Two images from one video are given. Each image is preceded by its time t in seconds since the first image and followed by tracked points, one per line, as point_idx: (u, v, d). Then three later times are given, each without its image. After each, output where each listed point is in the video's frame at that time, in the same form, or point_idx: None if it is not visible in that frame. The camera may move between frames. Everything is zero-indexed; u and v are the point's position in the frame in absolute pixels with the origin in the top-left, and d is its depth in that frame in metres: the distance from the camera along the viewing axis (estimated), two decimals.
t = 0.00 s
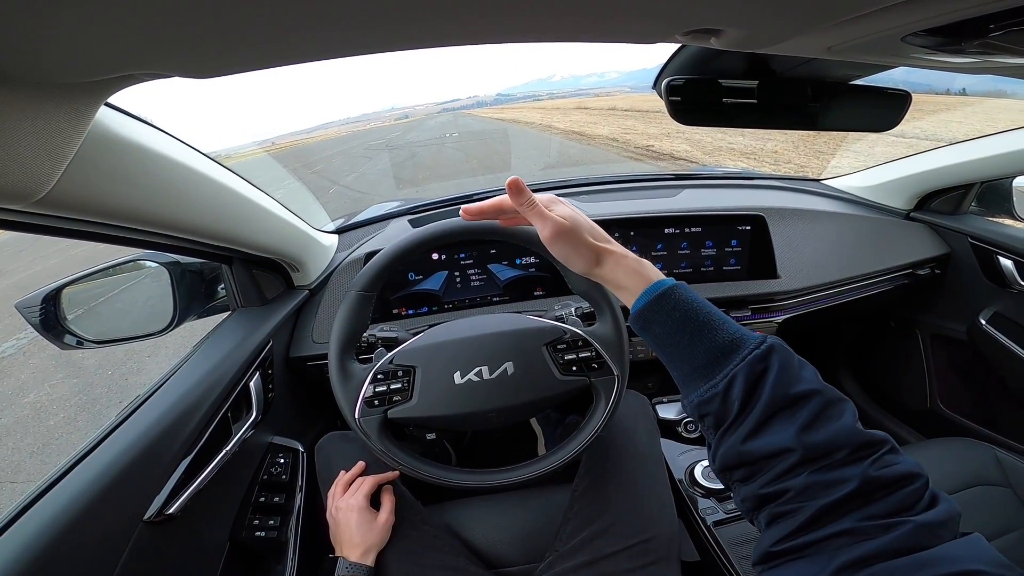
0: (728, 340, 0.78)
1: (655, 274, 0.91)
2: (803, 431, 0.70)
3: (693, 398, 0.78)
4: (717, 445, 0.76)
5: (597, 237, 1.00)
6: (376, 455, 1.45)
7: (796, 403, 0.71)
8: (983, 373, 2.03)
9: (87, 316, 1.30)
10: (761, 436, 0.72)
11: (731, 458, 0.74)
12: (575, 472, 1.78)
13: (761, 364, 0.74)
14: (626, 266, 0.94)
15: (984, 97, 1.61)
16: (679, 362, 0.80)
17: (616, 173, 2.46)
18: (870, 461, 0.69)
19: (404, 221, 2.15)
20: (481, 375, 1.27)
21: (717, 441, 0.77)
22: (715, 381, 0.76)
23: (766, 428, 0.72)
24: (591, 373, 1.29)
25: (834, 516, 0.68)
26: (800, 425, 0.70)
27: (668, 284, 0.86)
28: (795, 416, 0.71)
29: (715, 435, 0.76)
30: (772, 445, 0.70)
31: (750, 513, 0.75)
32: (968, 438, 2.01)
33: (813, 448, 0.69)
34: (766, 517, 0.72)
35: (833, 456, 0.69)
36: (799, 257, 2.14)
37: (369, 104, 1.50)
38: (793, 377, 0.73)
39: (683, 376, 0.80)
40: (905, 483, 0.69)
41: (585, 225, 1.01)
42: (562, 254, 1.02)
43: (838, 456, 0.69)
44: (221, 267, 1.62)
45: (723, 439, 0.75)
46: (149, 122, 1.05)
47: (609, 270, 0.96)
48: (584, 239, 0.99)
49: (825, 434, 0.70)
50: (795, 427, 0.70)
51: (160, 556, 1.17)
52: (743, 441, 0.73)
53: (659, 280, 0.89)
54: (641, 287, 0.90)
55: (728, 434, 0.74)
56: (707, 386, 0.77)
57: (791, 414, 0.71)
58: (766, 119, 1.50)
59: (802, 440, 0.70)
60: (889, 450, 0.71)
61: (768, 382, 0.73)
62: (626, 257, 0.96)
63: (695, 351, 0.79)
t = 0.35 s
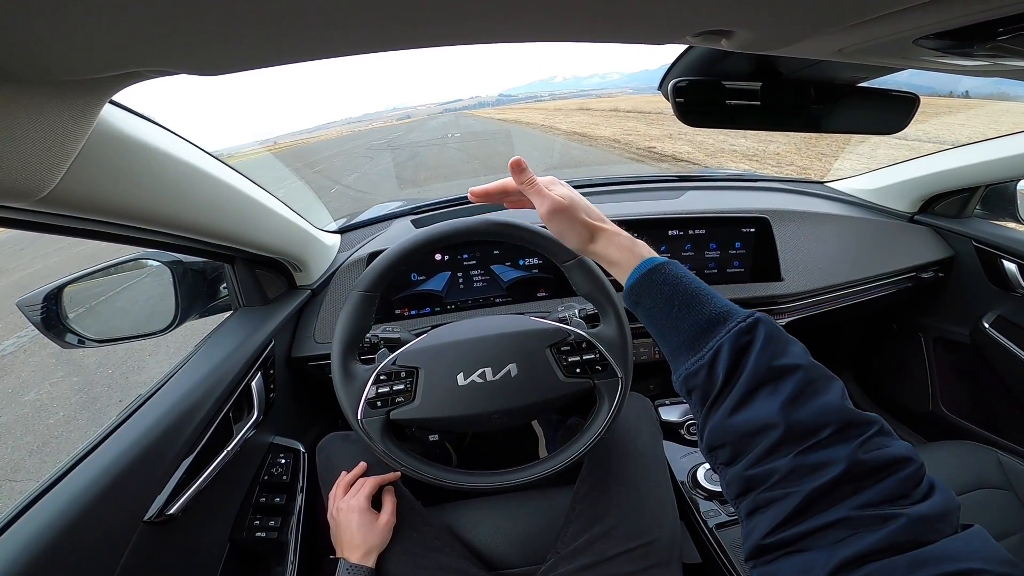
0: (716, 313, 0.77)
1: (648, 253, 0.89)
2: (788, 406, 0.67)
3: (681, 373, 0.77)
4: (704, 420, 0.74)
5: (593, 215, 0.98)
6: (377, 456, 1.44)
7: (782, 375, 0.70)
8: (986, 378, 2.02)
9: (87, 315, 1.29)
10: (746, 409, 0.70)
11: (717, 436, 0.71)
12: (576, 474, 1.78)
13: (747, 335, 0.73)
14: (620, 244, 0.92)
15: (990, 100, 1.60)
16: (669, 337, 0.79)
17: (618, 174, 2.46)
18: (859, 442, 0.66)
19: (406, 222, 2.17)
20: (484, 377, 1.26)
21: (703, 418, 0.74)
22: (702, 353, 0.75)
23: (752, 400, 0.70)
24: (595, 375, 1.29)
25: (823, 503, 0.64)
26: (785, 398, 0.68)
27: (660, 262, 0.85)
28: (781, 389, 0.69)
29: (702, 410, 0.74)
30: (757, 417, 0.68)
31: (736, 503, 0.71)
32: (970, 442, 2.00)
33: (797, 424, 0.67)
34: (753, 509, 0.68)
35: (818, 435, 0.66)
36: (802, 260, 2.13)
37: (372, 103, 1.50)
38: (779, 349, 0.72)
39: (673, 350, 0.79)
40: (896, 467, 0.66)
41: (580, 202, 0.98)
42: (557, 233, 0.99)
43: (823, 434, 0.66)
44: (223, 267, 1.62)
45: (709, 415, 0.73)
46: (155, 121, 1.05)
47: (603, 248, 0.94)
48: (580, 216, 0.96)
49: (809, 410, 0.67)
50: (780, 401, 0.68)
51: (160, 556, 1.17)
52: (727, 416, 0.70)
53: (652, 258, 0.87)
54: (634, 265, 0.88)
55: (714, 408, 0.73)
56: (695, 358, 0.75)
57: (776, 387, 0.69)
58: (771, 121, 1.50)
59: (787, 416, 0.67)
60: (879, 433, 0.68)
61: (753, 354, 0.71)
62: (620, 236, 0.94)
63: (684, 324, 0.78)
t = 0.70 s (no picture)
0: (702, 283, 0.75)
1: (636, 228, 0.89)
2: (774, 377, 0.65)
3: (666, 344, 0.75)
4: (689, 392, 0.71)
5: (584, 191, 0.98)
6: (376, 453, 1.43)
7: (766, 344, 0.67)
8: (987, 374, 2.02)
9: (84, 312, 1.28)
10: (731, 380, 0.67)
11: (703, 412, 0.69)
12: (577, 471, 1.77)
13: (732, 304, 0.70)
14: (608, 219, 0.92)
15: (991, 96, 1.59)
16: (654, 308, 0.77)
17: (617, 171, 2.45)
18: (848, 416, 0.63)
19: (405, 217, 2.12)
20: (485, 373, 1.25)
21: (688, 393, 0.72)
22: (687, 322, 0.73)
23: (736, 370, 0.67)
24: (596, 371, 1.28)
25: (815, 485, 0.61)
26: (770, 369, 0.65)
27: (647, 235, 0.84)
28: (765, 358, 0.66)
29: (687, 383, 0.72)
30: (742, 387, 0.66)
31: (725, 487, 0.68)
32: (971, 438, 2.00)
33: (783, 396, 0.64)
34: (743, 493, 0.65)
35: (805, 409, 0.64)
36: (803, 256, 2.13)
37: (370, 98, 1.49)
38: (764, 318, 0.69)
39: (658, 323, 0.77)
40: (890, 444, 0.62)
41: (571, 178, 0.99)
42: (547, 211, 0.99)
43: (810, 408, 0.64)
44: (221, 263, 1.60)
45: (694, 389, 0.70)
46: (150, 116, 1.04)
47: (592, 223, 0.94)
48: (569, 191, 0.96)
49: (795, 383, 0.65)
50: (764, 371, 0.65)
51: (159, 555, 1.16)
52: (712, 389, 0.68)
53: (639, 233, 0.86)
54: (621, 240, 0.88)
55: (698, 379, 0.70)
56: (679, 328, 0.73)
57: (760, 356, 0.66)
58: (771, 116, 1.49)
59: (772, 388, 0.65)
60: (869, 409, 0.64)
61: (737, 323, 0.69)
62: (609, 211, 0.93)
63: (669, 294, 0.76)
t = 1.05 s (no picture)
0: (688, 256, 0.73)
1: (624, 207, 0.86)
2: (760, 351, 0.63)
3: (653, 319, 0.73)
4: (676, 369, 0.69)
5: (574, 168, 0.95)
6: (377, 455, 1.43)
7: (753, 316, 0.65)
8: (989, 374, 2.02)
9: (86, 314, 1.28)
10: (717, 355, 0.65)
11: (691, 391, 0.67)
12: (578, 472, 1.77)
13: (717, 275, 0.69)
14: (596, 197, 0.89)
15: (991, 95, 1.59)
16: (642, 284, 0.76)
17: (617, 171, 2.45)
18: (840, 394, 0.61)
19: (406, 218, 2.13)
20: (486, 375, 1.25)
21: (676, 371, 0.70)
22: (672, 296, 0.71)
23: (722, 345, 0.66)
24: (597, 372, 1.28)
25: (809, 470, 0.59)
26: (755, 343, 0.64)
27: (635, 212, 0.82)
28: (752, 331, 0.64)
29: (674, 360, 0.70)
30: (727, 359, 0.65)
31: (717, 473, 0.66)
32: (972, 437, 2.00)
33: (770, 372, 0.62)
34: (734, 479, 0.63)
35: (794, 385, 0.62)
36: (803, 255, 2.13)
37: (370, 100, 1.49)
38: (750, 290, 0.68)
39: (645, 297, 0.75)
40: (887, 428, 0.60)
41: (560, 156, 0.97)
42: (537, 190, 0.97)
43: (800, 385, 0.62)
44: (221, 265, 1.61)
45: (682, 367, 0.69)
46: (149, 118, 1.04)
47: (580, 201, 0.91)
48: (558, 169, 0.94)
49: (782, 357, 0.63)
50: (750, 343, 0.64)
51: (161, 557, 1.16)
52: (698, 367, 0.66)
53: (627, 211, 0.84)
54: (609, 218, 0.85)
55: (684, 354, 0.68)
56: (665, 302, 0.71)
57: (747, 328, 0.65)
58: (771, 116, 1.49)
59: (759, 362, 0.63)
60: (862, 390, 0.62)
61: (722, 295, 0.67)
62: (598, 189, 0.91)
63: (655, 268, 0.74)
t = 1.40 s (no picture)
0: (745, 314, 0.76)
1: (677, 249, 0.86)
2: (817, 411, 0.68)
3: (706, 374, 0.76)
4: (727, 423, 0.74)
5: (621, 202, 0.93)
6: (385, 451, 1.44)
7: (812, 381, 0.70)
8: (993, 377, 2.01)
9: (94, 307, 1.29)
10: (773, 413, 0.70)
11: (742, 439, 0.72)
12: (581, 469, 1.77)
13: (778, 341, 0.72)
14: (648, 235, 0.88)
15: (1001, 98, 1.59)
16: (696, 337, 0.78)
17: (623, 170, 2.45)
18: (880, 443, 0.68)
19: (412, 214, 2.15)
20: (492, 371, 1.26)
21: (725, 420, 0.75)
22: (731, 357, 0.74)
23: (779, 404, 0.70)
24: (602, 369, 1.29)
25: (843, 497, 0.67)
26: (814, 405, 0.68)
27: (689, 258, 0.81)
28: (811, 394, 0.69)
29: (725, 413, 0.75)
30: (785, 422, 0.69)
31: (758, 503, 0.73)
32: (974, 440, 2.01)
33: (825, 429, 0.68)
34: (777, 507, 0.70)
35: (846, 439, 0.68)
36: (808, 257, 2.13)
37: (379, 96, 1.50)
38: (808, 355, 0.72)
39: (698, 351, 0.78)
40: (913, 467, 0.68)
41: (605, 188, 0.93)
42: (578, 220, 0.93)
43: (849, 438, 0.68)
44: (229, 259, 1.62)
45: (733, 418, 0.73)
46: (166, 114, 1.06)
47: (628, 236, 0.89)
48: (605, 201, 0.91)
49: (836, 415, 0.68)
50: (808, 405, 0.68)
51: (166, 550, 1.17)
52: (753, 420, 0.71)
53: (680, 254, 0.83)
54: (662, 259, 0.84)
55: (737, 412, 0.73)
56: (722, 362, 0.74)
57: (805, 391, 0.69)
58: (778, 116, 1.49)
59: (815, 420, 0.68)
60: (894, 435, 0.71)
61: (782, 360, 0.71)
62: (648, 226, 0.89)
63: (713, 326, 0.76)
